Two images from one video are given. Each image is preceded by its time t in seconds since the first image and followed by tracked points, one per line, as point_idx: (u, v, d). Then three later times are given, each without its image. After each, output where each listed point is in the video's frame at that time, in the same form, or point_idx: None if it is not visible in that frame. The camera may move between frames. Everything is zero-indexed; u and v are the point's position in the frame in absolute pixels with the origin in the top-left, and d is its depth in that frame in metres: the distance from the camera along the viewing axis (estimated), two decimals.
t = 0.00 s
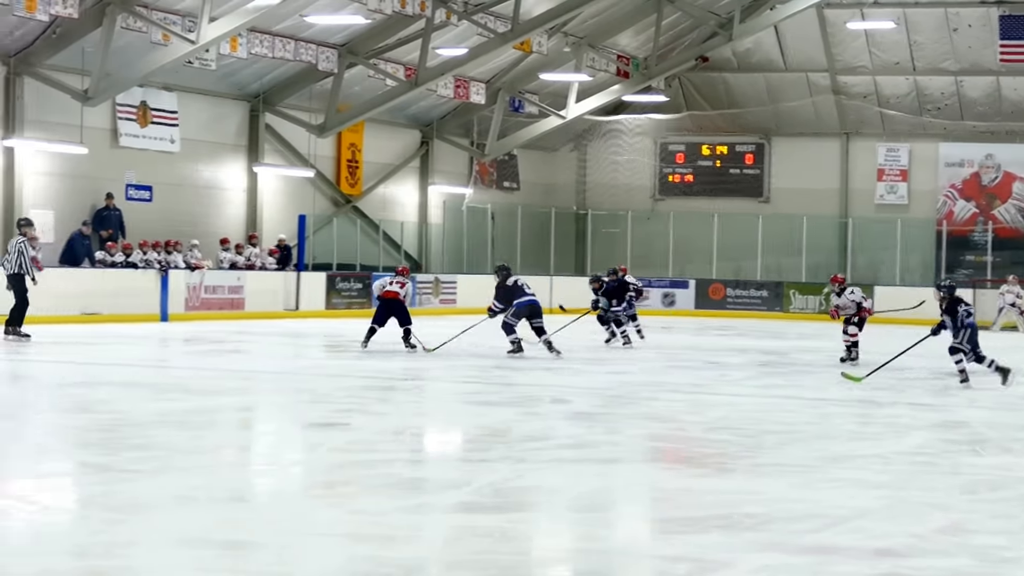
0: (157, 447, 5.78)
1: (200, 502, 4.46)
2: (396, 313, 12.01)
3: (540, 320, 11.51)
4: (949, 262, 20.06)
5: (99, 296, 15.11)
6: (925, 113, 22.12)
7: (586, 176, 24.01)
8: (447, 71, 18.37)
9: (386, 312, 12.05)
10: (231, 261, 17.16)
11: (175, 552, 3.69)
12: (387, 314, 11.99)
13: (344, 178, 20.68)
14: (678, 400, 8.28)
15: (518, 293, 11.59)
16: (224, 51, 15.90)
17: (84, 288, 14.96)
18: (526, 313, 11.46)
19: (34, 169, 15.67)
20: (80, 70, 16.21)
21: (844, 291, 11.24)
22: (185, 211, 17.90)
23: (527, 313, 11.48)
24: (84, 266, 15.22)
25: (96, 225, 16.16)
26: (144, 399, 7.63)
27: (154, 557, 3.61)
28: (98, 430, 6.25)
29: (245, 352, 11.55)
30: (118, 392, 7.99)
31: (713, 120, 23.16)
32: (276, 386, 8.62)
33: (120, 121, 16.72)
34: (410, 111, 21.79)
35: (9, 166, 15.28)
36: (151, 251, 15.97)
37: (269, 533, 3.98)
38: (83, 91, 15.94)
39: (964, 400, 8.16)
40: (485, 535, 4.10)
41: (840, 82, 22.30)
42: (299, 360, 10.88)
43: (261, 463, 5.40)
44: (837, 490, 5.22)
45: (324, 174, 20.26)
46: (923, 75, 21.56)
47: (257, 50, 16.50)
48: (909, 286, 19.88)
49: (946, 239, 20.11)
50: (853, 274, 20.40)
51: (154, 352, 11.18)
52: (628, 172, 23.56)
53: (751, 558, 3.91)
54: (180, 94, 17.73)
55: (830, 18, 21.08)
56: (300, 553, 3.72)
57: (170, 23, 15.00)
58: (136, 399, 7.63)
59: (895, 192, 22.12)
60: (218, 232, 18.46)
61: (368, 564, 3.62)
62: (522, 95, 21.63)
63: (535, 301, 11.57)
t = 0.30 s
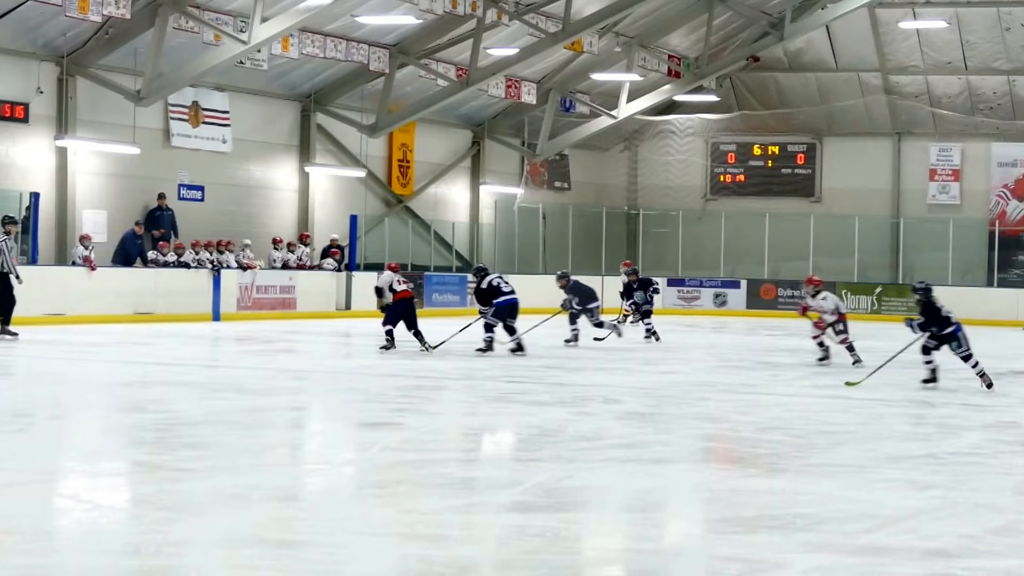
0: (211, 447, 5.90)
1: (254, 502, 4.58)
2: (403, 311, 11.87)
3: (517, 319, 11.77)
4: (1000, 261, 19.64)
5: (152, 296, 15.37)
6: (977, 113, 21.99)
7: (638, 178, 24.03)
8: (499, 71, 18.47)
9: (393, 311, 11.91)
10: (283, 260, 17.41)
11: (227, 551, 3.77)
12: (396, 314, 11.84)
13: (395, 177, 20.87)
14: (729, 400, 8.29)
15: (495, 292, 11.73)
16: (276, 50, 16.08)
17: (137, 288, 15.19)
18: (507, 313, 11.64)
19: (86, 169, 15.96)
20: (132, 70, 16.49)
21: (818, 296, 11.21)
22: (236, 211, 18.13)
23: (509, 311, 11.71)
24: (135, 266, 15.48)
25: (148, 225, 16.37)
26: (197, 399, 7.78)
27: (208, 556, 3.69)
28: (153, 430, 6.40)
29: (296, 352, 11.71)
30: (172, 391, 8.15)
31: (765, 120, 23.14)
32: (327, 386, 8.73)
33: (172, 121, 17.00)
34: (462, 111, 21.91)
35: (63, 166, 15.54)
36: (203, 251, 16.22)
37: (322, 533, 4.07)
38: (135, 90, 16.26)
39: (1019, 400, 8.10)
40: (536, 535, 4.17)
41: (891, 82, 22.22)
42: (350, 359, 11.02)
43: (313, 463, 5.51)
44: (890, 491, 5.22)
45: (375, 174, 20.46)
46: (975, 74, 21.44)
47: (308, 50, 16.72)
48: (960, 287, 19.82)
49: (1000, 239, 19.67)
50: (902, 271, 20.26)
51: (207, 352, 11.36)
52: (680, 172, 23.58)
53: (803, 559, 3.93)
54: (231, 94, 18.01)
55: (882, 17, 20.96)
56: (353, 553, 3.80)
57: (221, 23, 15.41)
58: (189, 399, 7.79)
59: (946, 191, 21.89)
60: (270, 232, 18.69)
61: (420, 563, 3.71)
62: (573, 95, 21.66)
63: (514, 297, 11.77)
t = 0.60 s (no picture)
0: (242, 447, 6.00)
1: (286, 501, 4.66)
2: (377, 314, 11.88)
3: (469, 317, 11.96)
4: None
5: (184, 297, 15.54)
6: (1010, 113, 21.79)
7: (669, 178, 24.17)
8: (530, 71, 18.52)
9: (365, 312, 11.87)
10: (314, 259, 17.67)
11: (257, 551, 3.85)
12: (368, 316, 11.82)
13: (427, 178, 20.96)
14: (758, 401, 8.31)
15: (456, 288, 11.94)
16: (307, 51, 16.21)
17: (166, 288, 15.33)
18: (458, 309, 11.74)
19: (116, 169, 16.15)
20: (164, 71, 16.68)
21: (748, 287, 11.02)
22: (268, 211, 18.28)
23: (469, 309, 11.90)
24: (166, 266, 15.65)
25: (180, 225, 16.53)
26: (229, 399, 7.89)
27: (245, 556, 3.77)
28: (185, 430, 6.50)
29: (327, 352, 11.81)
30: (204, 392, 8.26)
31: (796, 120, 23.05)
32: (356, 386, 8.82)
33: (202, 121, 17.16)
34: (492, 111, 21.99)
35: (93, 166, 15.75)
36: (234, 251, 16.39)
37: (355, 532, 4.14)
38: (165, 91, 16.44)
39: None
40: (567, 535, 4.22)
41: (923, 82, 22.05)
42: (380, 360, 11.10)
43: (343, 462, 5.58)
44: (922, 491, 5.23)
45: (406, 174, 20.57)
46: (1008, 74, 21.21)
47: (339, 50, 16.82)
48: (993, 287, 19.65)
49: None
50: (934, 271, 20.45)
51: (240, 352, 11.48)
52: (710, 172, 23.63)
53: (833, 560, 3.96)
54: (262, 94, 18.18)
55: (914, 17, 20.73)
56: (385, 553, 3.87)
57: (252, 23, 15.58)
58: (220, 399, 7.90)
59: (978, 191, 21.86)
60: (301, 231, 18.83)
61: (453, 563, 3.76)
62: (602, 95, 21.66)
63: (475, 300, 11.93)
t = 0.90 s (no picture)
0: (255, 447, 6.03)
1: (300, 501, 4.69)
2: (354, 316, 11.81)
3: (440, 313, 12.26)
4: None
5: (198, 296, 15.62)
6: None
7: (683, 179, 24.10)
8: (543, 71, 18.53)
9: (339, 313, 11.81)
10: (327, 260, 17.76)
11: (271, 551, 3.88)
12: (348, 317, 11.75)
13: (440, 177, 21.00)
14: (772, 401, 8.30)
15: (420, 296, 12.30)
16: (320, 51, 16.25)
17: (181, 288, 15.42)
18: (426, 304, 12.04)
19: (131, 168, 16.23)
20: (178, 72, 16.77)
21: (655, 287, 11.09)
22: (282, 211, 18.35)
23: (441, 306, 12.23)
24: (180, 266, 15.73)
25: (194, 225, 16.60)
26: (242, 399, 7.93)
27: (260, 555, 3.80)
28: (198, 430, 6.54)
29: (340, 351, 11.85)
30: (217, 392, 8.30)
31: (809, 120, 23.07)
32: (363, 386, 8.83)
33: (216, 121, 17.25)
34: (506, 111, 22.02)
35: (108, 166, 15.84)
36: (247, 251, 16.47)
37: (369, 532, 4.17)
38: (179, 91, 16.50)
39: None
40: (581, 535, 4.24)
41: (937, 82, 21.97)
42: (393, 360, 11.12)
43: (357, 462, 5.61)
44: (937, 491, 5.23)
45: (419, 174, 20.61)
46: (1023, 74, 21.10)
47: (353, 50, 16.85)
48: (1007, 288, 19.60)
49: None
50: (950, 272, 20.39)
51: (253, 352, 11.53)
52: (723, 172, 23.64)
53: (847, 560, 3.97)
54: (276, 94, 18.25)
55: (927, 17, 20.60)
56: (399, 553, 3.89)
57: (267, 24, 15.62)
58: (233, 399, 7.94)
59: (992, 191, 21.90)
60: (315, 232, 18.89)
61: (467, 563, 3.79)
62: (616, 95, 21.66)
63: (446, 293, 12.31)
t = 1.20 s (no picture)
0: (265, 447, 6.05)
1: (309, 501, 4.70)
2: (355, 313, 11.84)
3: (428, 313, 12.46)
4: None
5: (208, 296, 15.65)
6: None
7: (693, 180, 24.09)
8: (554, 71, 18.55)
9: (343, 311, 11.77)
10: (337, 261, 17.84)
11: (282, 551, 3.90)
12: (353, 315, 11.76)
13: (450, 177, 21.03)
14: (782, 401, 8.31)
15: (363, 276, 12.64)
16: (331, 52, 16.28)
17: (192, 288, 15.48)
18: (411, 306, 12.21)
19: (141, 169, 16.28)
20: (189, 72, 16.82)
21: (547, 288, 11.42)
22: (292, 211, 18.40)
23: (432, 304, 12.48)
24: (191, 266, 15.79)
25: (205, 225, 16.65)
26: (252, 399, 7.96)
27: (270, 556, 3.82)
28: (208, 430, 6.57)
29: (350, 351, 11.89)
30: (227, 391, 8.34)
31: (821, 119, 22.93)
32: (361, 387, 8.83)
33: (227, 121, 17.31)
34: (516, 111, 22.04)
35: (118, 166, 15.91)
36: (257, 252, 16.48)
37: (377, 533, 4.19)
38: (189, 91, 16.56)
39: None
40: (590, 535, 4.25)
41: (947, 81, 22.02)
42: (403, 360, 11.15)
43: (367, 463, 5.64)
44: (948, 491, 5.23)
45: (430, 174, 20.64)
46: None
47: (363, 50, 16.87)
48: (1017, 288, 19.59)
49: None
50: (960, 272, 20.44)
51: (264, 352, 11.57)
52: (734, 172, 23.52)
53: (857, 560, 3.97)
54: (286, 94, 18.32)
55: (938, 16, 20.62)
56: (409, 553, 3.91)
57: (276, 24, 15.67)
58: (243, 399, 7.97)
59: (1003, 191, 21.72)
60: (325, 232, 18.93)
61: (478, 564, 3.81)
62: (626, 95, 21.68)
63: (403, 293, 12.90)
